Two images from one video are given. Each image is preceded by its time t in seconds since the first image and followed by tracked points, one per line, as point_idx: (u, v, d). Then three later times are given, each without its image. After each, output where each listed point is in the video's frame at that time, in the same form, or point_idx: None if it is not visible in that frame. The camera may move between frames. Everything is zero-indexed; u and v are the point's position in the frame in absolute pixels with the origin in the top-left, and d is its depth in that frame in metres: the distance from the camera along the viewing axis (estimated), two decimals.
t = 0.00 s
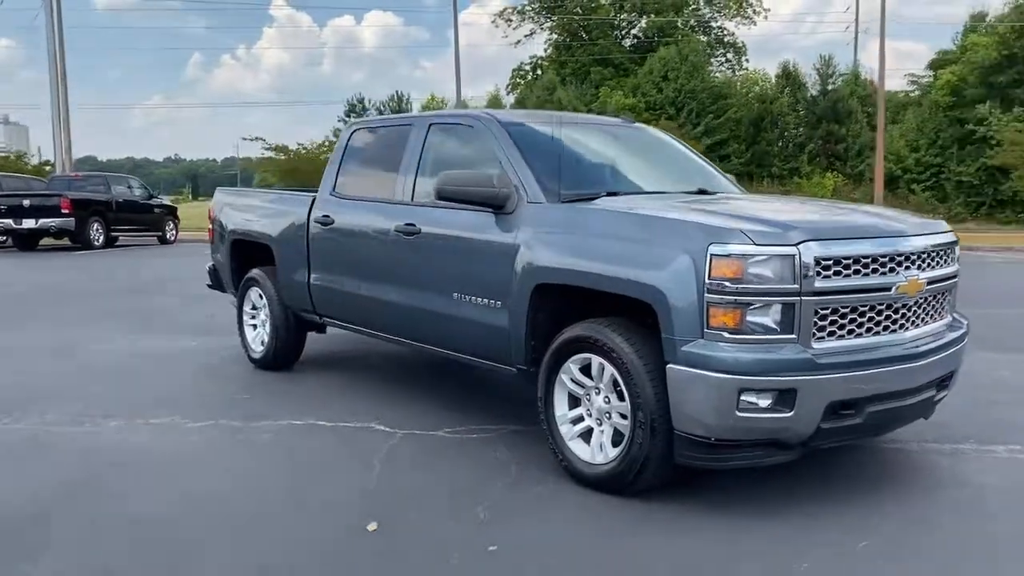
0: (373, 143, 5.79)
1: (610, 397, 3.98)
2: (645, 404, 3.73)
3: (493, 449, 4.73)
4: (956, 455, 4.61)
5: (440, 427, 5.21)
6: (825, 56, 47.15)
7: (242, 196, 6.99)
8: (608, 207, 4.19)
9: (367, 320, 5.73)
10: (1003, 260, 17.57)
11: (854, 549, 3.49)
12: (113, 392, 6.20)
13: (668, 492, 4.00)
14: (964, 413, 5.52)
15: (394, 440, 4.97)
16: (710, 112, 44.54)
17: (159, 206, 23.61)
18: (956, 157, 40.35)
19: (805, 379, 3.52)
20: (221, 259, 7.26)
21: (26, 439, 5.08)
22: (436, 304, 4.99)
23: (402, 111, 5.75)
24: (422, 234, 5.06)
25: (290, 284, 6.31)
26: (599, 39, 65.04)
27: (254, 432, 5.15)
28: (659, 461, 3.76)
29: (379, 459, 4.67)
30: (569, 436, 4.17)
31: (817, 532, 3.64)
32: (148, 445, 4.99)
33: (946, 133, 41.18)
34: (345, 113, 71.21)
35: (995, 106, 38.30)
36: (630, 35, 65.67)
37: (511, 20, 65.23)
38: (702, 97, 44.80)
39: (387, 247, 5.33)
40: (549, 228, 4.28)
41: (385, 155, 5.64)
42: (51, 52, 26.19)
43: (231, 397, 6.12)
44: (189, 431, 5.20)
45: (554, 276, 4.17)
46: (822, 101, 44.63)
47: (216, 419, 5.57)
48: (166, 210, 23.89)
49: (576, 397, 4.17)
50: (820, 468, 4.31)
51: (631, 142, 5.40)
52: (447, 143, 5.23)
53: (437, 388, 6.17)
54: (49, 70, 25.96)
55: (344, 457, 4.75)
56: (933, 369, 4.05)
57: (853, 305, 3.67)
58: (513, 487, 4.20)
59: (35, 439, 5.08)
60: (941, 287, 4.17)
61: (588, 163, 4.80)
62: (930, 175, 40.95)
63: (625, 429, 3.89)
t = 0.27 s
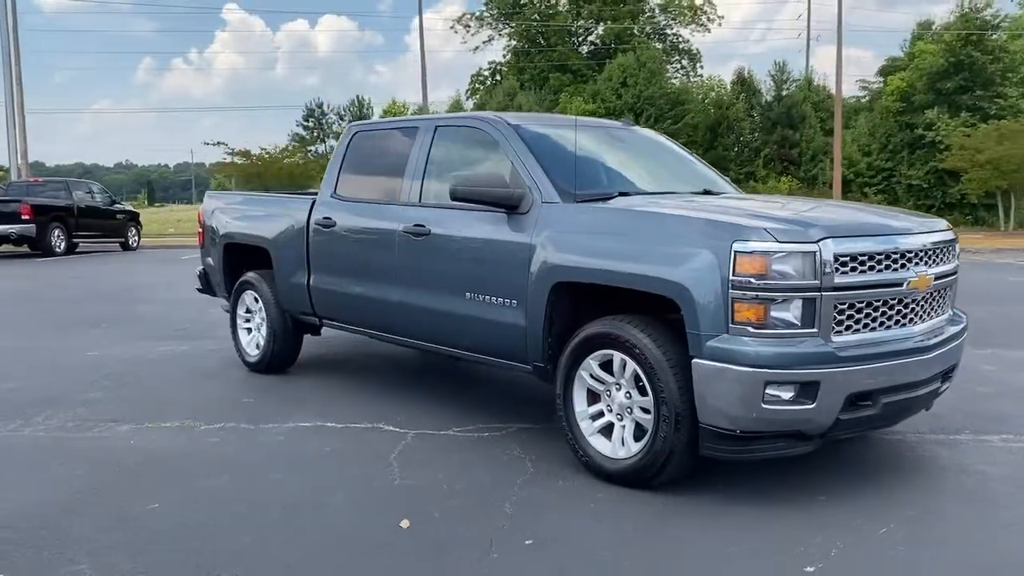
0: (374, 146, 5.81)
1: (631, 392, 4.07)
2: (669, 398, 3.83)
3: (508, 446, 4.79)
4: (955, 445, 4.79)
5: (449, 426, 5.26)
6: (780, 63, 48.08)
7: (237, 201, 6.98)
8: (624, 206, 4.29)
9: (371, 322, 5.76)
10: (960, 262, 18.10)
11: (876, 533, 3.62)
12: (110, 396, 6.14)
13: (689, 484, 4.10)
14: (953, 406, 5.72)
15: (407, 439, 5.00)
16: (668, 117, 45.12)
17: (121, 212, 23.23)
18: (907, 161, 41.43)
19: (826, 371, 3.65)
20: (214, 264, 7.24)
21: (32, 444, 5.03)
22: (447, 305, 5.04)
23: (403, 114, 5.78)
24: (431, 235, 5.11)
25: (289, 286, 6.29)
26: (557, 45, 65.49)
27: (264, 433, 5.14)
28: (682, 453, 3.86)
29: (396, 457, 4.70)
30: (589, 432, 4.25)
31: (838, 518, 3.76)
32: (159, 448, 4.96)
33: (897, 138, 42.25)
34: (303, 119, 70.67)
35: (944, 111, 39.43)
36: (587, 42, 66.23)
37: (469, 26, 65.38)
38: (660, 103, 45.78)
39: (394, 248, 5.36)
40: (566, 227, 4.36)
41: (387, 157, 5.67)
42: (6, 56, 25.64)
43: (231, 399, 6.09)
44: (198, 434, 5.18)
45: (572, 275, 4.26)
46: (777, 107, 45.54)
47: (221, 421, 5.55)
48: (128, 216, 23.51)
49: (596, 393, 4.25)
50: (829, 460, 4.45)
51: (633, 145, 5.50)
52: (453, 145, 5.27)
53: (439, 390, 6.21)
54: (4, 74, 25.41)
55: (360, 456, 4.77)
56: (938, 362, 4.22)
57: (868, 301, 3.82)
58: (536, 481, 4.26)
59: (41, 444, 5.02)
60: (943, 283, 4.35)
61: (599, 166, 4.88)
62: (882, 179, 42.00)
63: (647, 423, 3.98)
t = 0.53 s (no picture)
0: (383, 147, 5.77)
1: (662, 391, 4.10)
2: (705, 397, 3.86)
3: (532, 446, 4.80)
4: (966, 438, 4.91)
5: (466, 428, 5.25)
6: (740, 64, 48.69)
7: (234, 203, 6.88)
8: (651, 207, 4.32)
9: (382, 323, 5.72)
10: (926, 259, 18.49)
11: (910, 527, 3.71)
12: (112, 402, 6.02)
13: (721, 481, 4.15)
14: (954, 399, 5.86)
15: (427, 441, 4.99)
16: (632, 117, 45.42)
17: (83, 214, 22.73)
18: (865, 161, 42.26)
19: (861, 368, 3.72)
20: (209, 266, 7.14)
21: (41, 454, 4.91)
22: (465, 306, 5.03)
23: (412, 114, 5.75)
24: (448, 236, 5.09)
25: (292, 288, 6.22)
26: (519, 45, 65.53)
27: (281, 439, 5.09)
28: (716, 451, 3.91)
29: (420, 460, 4.68)
30: (618, 431, 4.27)
31: (870, 513, 3.84)
32: (174, 456, 4.88)
33: (855, 138, 43.06)
34: (262, 120, 69.77)
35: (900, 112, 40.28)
36: (548, 42, 66.38)
37: (430, 25, 65.12)
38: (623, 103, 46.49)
39: (408, 249, 5.33)
40: (593, 228, 4.38)
41: (398, 158, 5.64)
42: None
43: (237, 404, 6.02)
44: (212, 440, 5.11)
45: (601, 275, 4.28)
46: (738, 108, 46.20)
47: (232, 426, 5.47)
48: (90, 218, 23.01)
49: (625, 392, 4.28)
50: (849, 455, 4.53)
51: (642, 146, 5.53)
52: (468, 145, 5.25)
53: (447, 392, 6.19)
54: None
55: (383, 459, 4.74)
56: (957, 357, 4.32)
57: (896, 298, 3.91)
58: (567, 481, 4.28)
59: (51, 454, 4.91)
60: (960, 280, 4.48)
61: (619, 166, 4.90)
62: (841, 179, 42.71)
63: (680, 421, 4.02)
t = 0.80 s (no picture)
0: (391, 149, 5.83)
1: (684, 384, 4.22)
2: (728, 389, 3.99)
3: (550, 441, 4.89)
4: (964, 427, 5.11)
5: (479, 425, 5.31)
6: (701, 68, 49.35)
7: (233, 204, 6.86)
8: (669, 206, 4.44)
9: (390, 322, 5.76)
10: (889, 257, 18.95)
11: (930, 510, 3.86)
12: (115, 405, 5.98)
13: (741, 472, 4.28)
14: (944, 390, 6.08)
15: (443, 438, 5.05)
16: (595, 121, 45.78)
17: (45, 217, 22.29)
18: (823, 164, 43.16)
19: (880, 360, 3.87)
20: (205, 267, 7.11)
21: (55, 459, 4.87)
22: (479, 304, 5.10)
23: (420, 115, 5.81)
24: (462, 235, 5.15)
25: (296, 288, 6.23)
26: (480, 48, 65.66)
27: (297, 439, 5.11)
28: (739, 441, 4.03)
29: (442, 458, 4.74)
30: (639, 425, 4.38)
31: (891, 497, 3.98)
32: (191, 458, 4.88)
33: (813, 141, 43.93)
34: (221, 122, 68.97)
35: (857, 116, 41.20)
36: (510, 45, 66.59)
37: (391, 27, 64.93)
38: (586, 106, 46.84)
39: (419, 249, 5.39)
40: (613, 226, 4.48)
41: (407, 160, 5.70)
42: None
43: (243, 404, 6.01)
44: (226, 441, 5.11)
45: (621, 272, 4.38)
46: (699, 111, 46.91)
47: (244, 426, 5.48)
48: (53, 221, 22.57)
49: (645, 387, 4.38)
50: (858, 445, 4.69)
51: (652, 143, 5.62)
52: (480, 146, 5.32)
53: (451, 391, 6.25)
54: None
55: (404, 458, 4.79)
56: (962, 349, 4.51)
57: (909, 293, 4.08)
58: (592, 475, 4.37)
59: (64, 459, 4.87)
60: (962, 276, 4.67)
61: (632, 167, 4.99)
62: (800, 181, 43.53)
63: (702, 413, 4.13)
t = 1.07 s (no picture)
0: (396, 155, 5.89)
1: (700, 385, 4.34)
2: (745, 390, 4.12)
3: (563, 441, 5.00)
4: (957, 422, 5.33)
5: (488, 427, 5.39)
6: (662, 71, 49.83)
7: (230, 209, 6.85)
8: (682, 212, 4.57)
9: (397, 326, 5.81)
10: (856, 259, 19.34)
11: (940, 503, 4.02)
12: (117, 411, 5.94)
13: (755, 468, 4.43)
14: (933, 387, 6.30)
15: (457, 441, 5.12)
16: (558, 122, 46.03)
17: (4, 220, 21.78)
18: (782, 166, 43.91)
19: (890, 360, 4.04)
20: (201, 272, 7.09)
21: (66, 465, 4.84)
22: (491, 308, 5.18)
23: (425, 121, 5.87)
24: (473, 241, 5.23)
25: (298, 293, 6.26)
26: (442, 49, 65.51)
27: (310, 442, 5.14)
28: (755, 439, 4.17)
29: (460, 460, 4.82)
30: (654, 425, 4.49)
31: (902, 491, 4.14)
32: (206, 463, 4.88)
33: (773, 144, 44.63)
34: (178, 122, 67.87)
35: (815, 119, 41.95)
36: (471, 47, 66.59)
37: (351, 28, 64.49)
38: (550, 108, 47.11)
39: (428, 254, 5.46)
40: (627, 231, 4.60)
41: (413, 166, 5.77)
42: None
43: (247, 409, 6.01)
44: (239, 445, 5.12)
45: (637, 277, 4.50)
46: (661, 114, 47.41)
47: (254, 430, 5.49)
48: (12, 224, 22.08)
49: (660, 388, 4.50)
50: (861, 441, 4.87)
51: (657, 148, 5.73)
52: (488, 153, 5.40)
53: (454, 394, 6.32)
54: None
55: (423, 460, 4.85)
56: (962, 348, 4.69)
57: (915, 295, 4.26)
58: (611, 474, 4.49)
59: (76, 465, 4.84)
60: (960, 278, 4.86)
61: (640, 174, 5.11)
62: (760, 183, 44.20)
63: (718, 413, 4.27)
